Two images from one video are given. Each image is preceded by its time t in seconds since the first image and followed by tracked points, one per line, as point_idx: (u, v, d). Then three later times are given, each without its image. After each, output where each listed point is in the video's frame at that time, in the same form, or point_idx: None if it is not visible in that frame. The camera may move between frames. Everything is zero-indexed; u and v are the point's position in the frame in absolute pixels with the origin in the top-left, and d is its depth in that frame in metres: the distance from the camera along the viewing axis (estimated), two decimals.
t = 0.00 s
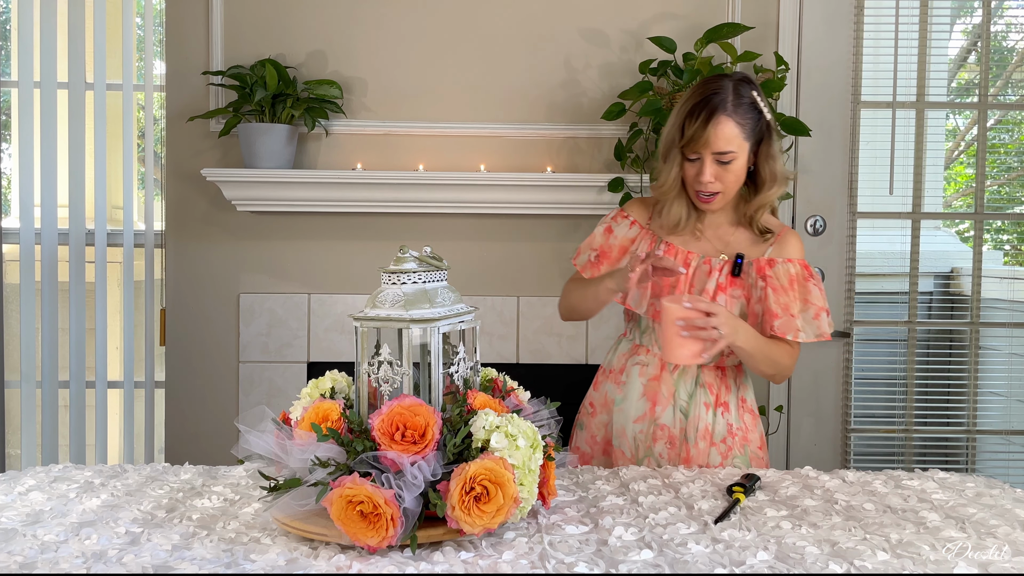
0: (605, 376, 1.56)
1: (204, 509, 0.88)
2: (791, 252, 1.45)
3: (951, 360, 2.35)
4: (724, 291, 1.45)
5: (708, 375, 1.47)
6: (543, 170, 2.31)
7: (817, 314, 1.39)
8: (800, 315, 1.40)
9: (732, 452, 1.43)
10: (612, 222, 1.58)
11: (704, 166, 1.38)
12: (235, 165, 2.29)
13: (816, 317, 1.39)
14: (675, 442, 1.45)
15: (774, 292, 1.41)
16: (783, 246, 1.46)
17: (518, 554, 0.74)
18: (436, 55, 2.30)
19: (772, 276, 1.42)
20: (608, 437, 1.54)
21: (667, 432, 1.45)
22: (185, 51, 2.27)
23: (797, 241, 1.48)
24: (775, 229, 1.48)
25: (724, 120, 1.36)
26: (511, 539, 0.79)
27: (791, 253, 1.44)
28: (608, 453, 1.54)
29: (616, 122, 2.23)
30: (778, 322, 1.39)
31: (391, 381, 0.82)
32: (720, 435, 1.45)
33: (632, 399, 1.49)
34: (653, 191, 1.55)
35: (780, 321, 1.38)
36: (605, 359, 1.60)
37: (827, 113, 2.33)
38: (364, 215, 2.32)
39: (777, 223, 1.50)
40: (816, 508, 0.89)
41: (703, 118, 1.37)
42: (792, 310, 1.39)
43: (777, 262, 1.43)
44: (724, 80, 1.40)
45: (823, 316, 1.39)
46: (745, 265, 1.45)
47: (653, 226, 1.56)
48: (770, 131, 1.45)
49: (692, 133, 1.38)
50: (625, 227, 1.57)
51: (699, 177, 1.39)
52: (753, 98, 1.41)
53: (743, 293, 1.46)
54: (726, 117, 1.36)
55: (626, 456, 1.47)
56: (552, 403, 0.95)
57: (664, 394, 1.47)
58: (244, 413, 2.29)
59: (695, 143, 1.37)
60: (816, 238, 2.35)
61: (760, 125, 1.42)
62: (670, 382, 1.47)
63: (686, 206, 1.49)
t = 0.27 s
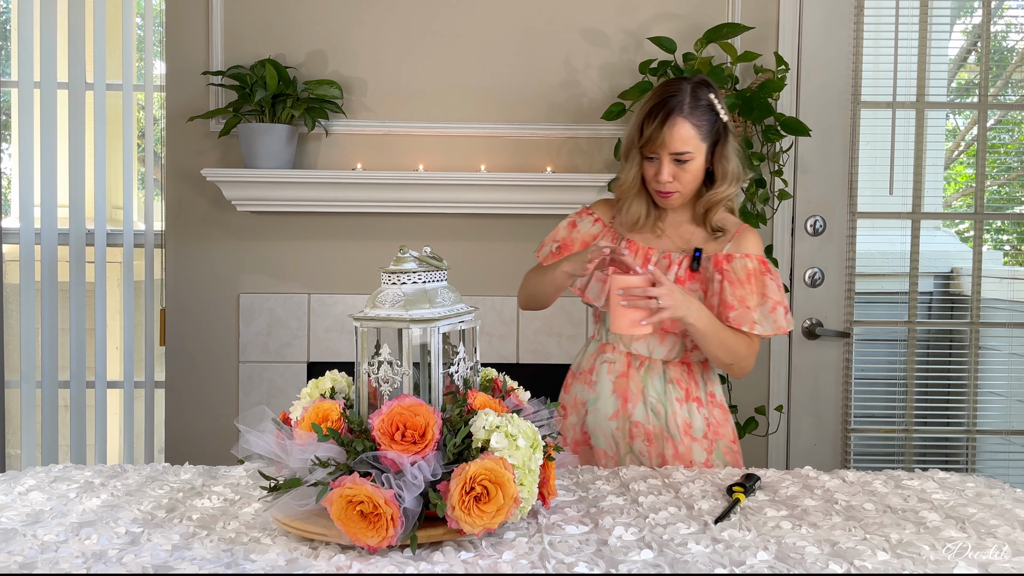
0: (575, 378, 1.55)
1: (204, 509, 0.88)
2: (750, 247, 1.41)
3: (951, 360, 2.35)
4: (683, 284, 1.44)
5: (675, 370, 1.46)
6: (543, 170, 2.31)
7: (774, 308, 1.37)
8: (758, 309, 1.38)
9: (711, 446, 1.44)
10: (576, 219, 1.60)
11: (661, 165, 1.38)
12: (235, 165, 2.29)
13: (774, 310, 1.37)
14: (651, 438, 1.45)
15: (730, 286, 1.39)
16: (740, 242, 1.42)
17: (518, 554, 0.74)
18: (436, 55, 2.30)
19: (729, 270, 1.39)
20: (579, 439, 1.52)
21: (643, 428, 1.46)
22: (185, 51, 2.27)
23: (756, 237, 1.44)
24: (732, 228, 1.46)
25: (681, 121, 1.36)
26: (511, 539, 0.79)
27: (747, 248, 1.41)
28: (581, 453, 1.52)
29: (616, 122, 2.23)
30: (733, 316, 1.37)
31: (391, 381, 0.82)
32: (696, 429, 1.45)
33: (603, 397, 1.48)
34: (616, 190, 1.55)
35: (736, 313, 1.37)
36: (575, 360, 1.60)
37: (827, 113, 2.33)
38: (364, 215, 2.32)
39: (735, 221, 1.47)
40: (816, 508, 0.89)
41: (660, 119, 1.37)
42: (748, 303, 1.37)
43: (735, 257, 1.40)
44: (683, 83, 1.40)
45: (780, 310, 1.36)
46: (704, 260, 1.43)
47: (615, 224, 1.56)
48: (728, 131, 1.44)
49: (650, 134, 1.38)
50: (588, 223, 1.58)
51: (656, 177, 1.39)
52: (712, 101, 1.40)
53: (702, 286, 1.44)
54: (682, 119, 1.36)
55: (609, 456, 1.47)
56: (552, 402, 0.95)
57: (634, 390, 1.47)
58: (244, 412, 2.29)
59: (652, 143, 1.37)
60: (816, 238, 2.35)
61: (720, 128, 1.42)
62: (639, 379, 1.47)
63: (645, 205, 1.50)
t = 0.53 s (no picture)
0: (544, 380, 1.55)
1: (204, 509, 0.88)
2: (715, 251, 1.45)
3: (951, 360, 2.35)
4: (651, 284, 1.47)
5: (644, 369, 1.48)
6: (543, 170, 2.31)
7: (738, 311, 1.41)
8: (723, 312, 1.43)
9: (681, 443, 1.45)
10: (546, 224, 1.62)
11: (630, 168, 1.41)
12: (235, 165, 2.29)
13: (738, 313, 1.41)
14: (622, 436, 1.46)
15: (697, 289, 1.43)
16: (707, 247, 1.46)
17: (518, 554, 0.74)
18: (436, 55, 2.30)
19: (696, 273, 1.43)
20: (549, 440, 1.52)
21: (614, 426, 1.46)
22: (185, 51, 2.27)
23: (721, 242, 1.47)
24: (699, 233, 1.50)
25: (650, 126, 1.39)
26: (511, 539, 0.79)
27: (713, 252, 1.45)
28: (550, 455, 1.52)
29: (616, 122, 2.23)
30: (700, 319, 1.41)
31: (391, 381, 0.82)
32: (666, 426, 1.46)
33: (575, 397, 1.48)
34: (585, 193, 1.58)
35: (704, 316, 1.41)
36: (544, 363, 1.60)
37: (827, 112, 2.33)
38: (364, 215, 2.32)
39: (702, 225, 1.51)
40: (817, 508, 0.89)
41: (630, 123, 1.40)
42: (715, 307, 1.42)
43: (702, 260, 1.44)
44: (653, 89, 1.43)
45: (743, 313, 1.41)
46: (671, 262, 1.46)
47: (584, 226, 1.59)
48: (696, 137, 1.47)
49: (619, 137, 1.41)
50: (558, 229, 1.60)
51: (625, 179, 1.42)
52: (680, 107, 1.44)
53: (669, 288, 1.47)
54: (651, 123, 1.39)
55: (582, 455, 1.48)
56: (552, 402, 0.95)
57: (605, 389, 1.48)
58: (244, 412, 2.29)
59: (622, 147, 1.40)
60: (816, 238, 2.35)
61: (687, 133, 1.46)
62: (609, 377, 1.48)
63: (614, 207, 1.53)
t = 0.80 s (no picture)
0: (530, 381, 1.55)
1: (204, 509, 0.88)
2: (703, 257, 1.48)
3: (951, 360, 2.35)
4: (641, 286, 1.47)
5: (630, 369, 1.48)
6: (543, 170, 2.31)
7: (724, 317, 1.43)
8: (709, 318, 1.45)
9: (664, 444, 1.45)
10: (534, 229, 1.60)
11: (620, 173, 1.41)
12: (236, 165, 2.29)
13: (723, 319, 1.44)
14: (606, 436, 1.46)
15: (685, 294, 1.45)
16: (694, 251, 1.49)
17: (518, 554, 0.74)
18: (436, 56, 2.30)
19: (684, 279, 1.45)
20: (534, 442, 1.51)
21: (599, 427, 1.46)
22: (185, 51, 2.27)
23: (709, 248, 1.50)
24: (687, 237, 1.52)
25: (640, 132, 1.39)
26: (511, 539, 0.79)
27: (701, 257, 1.48)
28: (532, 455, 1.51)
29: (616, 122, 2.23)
30: (688, 324, 1.43)
31: (391, 381, 0.82)
32: (650, 427, 1.46)
33: (560, 397, 1.48)
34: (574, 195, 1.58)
35: (690, 322, 1.43)
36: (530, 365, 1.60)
37: (827, 112, 2.33)
38: (365, 215, 2.32)
39: (690, 230, 1.53)
40: (817, 508, 0.89)
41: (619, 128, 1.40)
42: (701, 313, 1.44)
43: (690, 266, 1.46)
44: (642, 94, 1.43)
45: (729, 319, 1.43)
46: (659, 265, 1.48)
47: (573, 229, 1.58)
48: (685, 142, 1.49)
49: (609, 142, 1.41)
50: (547, 234, 1.59)
51: (614, 184, 1.42)
52: (670, 113, 1.45)
53: (658, 290, 1.47)
54: (641, 129, 1.39)
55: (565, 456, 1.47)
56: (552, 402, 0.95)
57: (591, 389, 1.47)
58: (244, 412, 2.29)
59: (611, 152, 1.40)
60: (816, 238, 2.35)
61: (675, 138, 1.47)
62: (595, 378, 1.48)
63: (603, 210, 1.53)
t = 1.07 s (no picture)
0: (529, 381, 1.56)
1: (204, 509, 0.88)
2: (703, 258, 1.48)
3: (951, 360, 2.35)
4: (640, 286, 1.47)
5: (629, 369, 1.48)
6: (543, 170, 2.31)
7: (723, 318, 1.44)
8: (708, 319, 1.45)
9: (662, 445, 1.45)
10: (534, 233, 1.60)
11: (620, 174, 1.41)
12: (236, 164, 2.29)
13: (722, 320, 1.44)
14: (603, 437, 1.46)
15: (684, 295, 1.45)
16: (694, 253, 1.49)
17: (518, 554, 0.74)
18: (436, 56, 2.30)
19: (684, 280, 1.45)
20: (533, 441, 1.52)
21: (597, 427, 1.46)
22: (185, 51, 2.27)
23: (709, 249, 1.50)
24: (687, 238, 1.52)
25: (640, 132, 1.39)
26: (511, 539, 0.79)
27: (701, 259, 1.48)
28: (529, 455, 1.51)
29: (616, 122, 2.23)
30: (687, 326, 1.44)
31: (391, 381, 0.82)
32: (648, 427, 1.46)
33: (558, 397, 1.49)
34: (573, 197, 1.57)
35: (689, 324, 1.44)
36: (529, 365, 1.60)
37: (827, 112, 2.33)
38: (365, 215, 2.32)
39: (691, 231, 1.52)
40: (817, 508, 0.89)
41: (619, 129, 1.40)
42: (700, 315, 1.45)
43: (689, 266, 1.46)
44: (643, 95, 1.43)
45: (729, 320, 1.44)
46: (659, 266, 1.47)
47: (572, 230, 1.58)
48: (685, 143, 1.48)
49: (609, 143, 1.41)
50: (547, 236, 1.59)
51: (613, 186, 1.42)
52: (669, 114, 1.45)
53: (657, 291, 1.47)
54: (641, 130, 1.39)
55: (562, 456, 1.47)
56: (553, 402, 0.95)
57: (589, 389, 1.47)
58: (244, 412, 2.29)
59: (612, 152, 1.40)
60: (816, 238, 2.35)
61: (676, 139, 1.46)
62: (594, 377, 1.48)
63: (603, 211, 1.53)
